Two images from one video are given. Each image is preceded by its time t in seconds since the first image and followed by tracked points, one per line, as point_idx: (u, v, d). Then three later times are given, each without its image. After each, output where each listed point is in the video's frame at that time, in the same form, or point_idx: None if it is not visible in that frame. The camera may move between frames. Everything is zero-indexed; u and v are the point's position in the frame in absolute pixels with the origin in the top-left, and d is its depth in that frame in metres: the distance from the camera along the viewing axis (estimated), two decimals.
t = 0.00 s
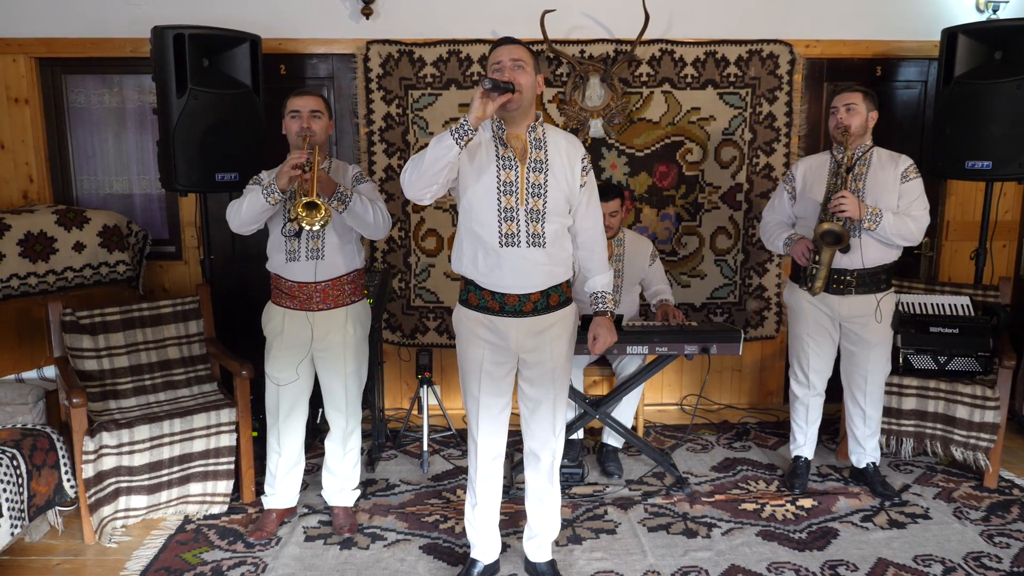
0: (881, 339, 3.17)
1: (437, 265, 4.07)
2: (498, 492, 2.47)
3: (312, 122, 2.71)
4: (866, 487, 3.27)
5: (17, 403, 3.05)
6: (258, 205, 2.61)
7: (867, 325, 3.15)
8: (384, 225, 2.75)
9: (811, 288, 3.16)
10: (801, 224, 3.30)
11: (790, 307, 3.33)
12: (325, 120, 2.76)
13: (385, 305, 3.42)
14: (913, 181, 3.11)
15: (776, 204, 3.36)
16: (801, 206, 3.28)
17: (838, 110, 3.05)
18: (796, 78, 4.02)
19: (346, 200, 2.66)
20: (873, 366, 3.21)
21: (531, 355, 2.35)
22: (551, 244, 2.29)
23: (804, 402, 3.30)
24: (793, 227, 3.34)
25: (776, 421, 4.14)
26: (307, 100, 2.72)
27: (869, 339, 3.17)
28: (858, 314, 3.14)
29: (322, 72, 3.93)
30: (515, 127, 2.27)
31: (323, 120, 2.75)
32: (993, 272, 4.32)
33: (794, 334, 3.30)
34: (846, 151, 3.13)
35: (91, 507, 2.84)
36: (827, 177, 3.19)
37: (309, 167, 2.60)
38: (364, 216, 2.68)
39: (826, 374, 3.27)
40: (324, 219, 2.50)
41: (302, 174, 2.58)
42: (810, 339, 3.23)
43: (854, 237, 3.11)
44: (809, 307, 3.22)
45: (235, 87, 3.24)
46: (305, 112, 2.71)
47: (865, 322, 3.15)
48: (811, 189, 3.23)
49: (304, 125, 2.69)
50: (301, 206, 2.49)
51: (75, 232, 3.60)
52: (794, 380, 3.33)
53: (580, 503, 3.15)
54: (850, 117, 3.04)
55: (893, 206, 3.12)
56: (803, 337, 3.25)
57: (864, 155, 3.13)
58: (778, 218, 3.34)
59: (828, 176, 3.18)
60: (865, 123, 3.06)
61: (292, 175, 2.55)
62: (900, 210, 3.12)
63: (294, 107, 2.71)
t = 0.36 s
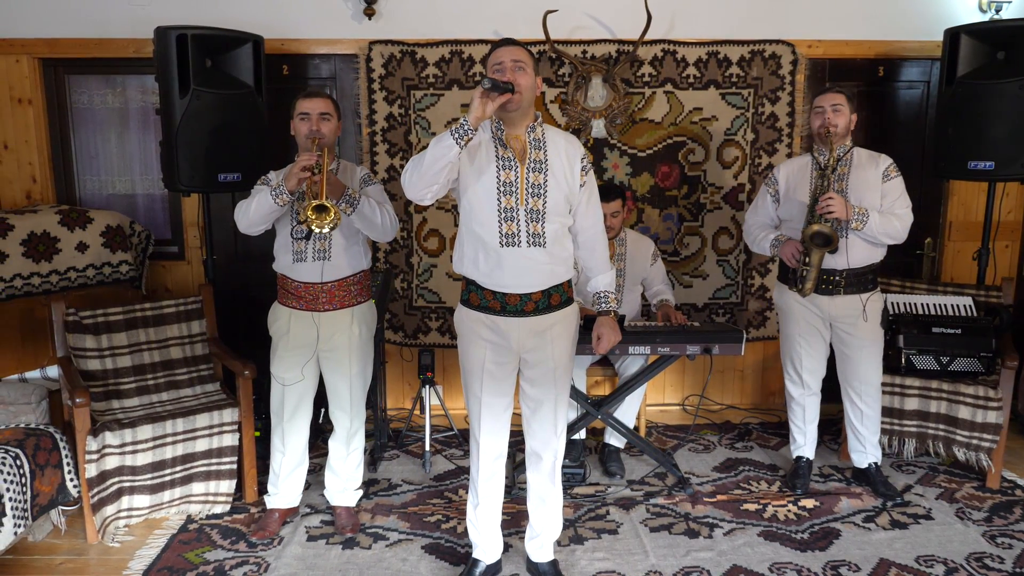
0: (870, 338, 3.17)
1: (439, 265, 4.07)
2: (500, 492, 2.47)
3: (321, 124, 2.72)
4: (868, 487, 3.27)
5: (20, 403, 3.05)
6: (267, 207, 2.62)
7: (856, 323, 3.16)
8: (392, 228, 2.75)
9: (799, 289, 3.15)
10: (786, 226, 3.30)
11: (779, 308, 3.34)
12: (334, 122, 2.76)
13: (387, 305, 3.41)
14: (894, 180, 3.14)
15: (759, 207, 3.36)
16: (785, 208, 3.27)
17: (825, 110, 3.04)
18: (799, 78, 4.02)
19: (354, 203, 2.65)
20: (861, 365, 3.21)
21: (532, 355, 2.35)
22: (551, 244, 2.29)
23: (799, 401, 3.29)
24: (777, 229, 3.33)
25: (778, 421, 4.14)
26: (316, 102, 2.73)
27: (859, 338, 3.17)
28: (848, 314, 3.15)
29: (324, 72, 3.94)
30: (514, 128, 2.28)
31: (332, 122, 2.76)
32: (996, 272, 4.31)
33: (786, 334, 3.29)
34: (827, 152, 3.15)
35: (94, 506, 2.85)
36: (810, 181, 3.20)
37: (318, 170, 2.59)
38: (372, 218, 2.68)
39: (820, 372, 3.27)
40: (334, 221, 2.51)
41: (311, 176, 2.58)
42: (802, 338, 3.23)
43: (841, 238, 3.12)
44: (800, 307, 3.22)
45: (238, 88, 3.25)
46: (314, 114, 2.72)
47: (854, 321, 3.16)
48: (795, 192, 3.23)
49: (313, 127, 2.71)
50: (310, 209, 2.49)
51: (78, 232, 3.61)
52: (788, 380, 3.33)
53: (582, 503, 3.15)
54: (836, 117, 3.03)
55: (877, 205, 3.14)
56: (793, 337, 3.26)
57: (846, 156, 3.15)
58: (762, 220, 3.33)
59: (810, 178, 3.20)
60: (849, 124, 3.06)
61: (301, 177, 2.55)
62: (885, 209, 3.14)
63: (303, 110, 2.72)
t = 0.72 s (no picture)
0: (873, 336, 3.20)
1: (441, 266, 4.08)
2: (501, 492, 2.47)
3: (333, 126, 2.74)
4: (870, 488, 3.26)
5: (22, 402, 3.06)
6: (276, 224, 2.65)
7: (861, 323, 3.18)
8: (403, 237, 2.82)
9: (817, 291, 3.10)
10: (785, 229, 3.27)
11: (782, 308, 3.32)
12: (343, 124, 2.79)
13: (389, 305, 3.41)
14: (888, 178, 3.23)
15: (755, 212, 3.27)
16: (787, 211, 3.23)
17: (828, 111, 3.07)
18: (801, 78, 4.02)
19: (368, 222, 2.69)
20: (866, 364, 3.22)
21: (533, 355, 2.36)
22: (552, 244, 2.29)
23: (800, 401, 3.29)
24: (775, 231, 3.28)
25: (780, 421, 4.14)
26: (327, 103, 2.74)
27: (865, 338, 3.19)
28: (856, 311, 3.17)
29: (327, 72, 3.94)
30: (517, 129, 2.28)
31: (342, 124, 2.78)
32: (999, 272, 4.30)
33: (788, 336, 3.28)
34: (823, 155, 3.20)
35: (97, 506, 2.85)
36: (809, 184, 3.19)
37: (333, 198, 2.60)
38: (387, 236, 2.75)
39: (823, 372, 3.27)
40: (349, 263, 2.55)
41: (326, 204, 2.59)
42: (806, 339, 3.22)
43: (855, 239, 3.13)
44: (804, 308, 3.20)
45: (241, 88, 3.25)
46: (326, 115, 2.73)
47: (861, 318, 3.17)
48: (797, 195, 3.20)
49: (325, 128, 2.72)
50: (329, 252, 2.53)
51: (81, 232, 3.62)
52: (790, 381, 3.32)
53: (584, 503, 3.15)
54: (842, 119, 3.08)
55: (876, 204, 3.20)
56: (797, 339, 3.24)
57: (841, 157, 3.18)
58: (759, 224, 3.25)
59: (809, 179, 3.19)
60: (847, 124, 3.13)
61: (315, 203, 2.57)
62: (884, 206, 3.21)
63: (314, 110, 2.72)
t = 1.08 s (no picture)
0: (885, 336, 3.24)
1: (443, 265, 4.08)
2: (503, 492, 2.47)
3: (342, 125, 2.76)
4: (873, 489, 3.26)
5: (26, 402, 3.07)
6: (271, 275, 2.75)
7: (876, 324, 3.21)
8: (410, 246, 2.98)
9: (844, 294, 3.08)
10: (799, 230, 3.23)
11: (795, 309, 3.27)
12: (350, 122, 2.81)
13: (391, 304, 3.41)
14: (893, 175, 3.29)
15: (772, 213, 3.19)
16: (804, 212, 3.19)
17: (840, 112, 3.08)
18: (803, 78, 4.02)
19: (387, 247, 2.82)
20: (881, 365, 3.26)
21: (534, 354, 2.36)
22: (553, 245, 2.30)
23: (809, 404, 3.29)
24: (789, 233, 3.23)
25: (782, 421, 4.14)
26: (336, 102, 2.76)
27: (875, 337, 3.22)
28: (870, 311, 3.18)
29: (329, 72, 3.95)
30: (519, 129, 2.28)
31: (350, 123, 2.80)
32: (1001, 271, 4.30)
33: (800, 339, 3.27)
34: (836, 155, 3.19)
35: (100, 505, 2.86)
36: (826, 183, 3.16)
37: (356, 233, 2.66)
38: (401, 251, 2.92)
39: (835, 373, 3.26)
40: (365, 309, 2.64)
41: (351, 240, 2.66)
42: (819, 341, 3.21)
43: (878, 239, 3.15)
44: (820, 311, 3.18)
45: (243, 88, 3.26)
46: (335, 114, 2.75)
47: (874, 317, 3.20)
48: (815, 195, 3.16)
49: (337, 128, 2.75)
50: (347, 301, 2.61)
51: (84, 232, 3.63)
52: (799, 383, 3.30)
53: (586, 503, 3.15)
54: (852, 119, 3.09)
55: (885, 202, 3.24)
56: (812, 342, 3.22)
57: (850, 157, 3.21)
58: (776, 226, 3.18)
59: (826, 179, 3.16)
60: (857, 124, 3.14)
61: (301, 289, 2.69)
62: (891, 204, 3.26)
63: (324, 109, 2.74)
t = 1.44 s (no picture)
0: (902, 336, 3.24)
1: (445, 265, 4.08)
2: (505, 491, 2.48)
3: (346, 124, 2.75)
4: (875, 488, 3.26)
5: (29, 401, 3.07)
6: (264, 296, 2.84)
7: (894, 322, 3.20)
8: (410, 244, 2.99)
9: (858, 292, 3.08)
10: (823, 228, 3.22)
11: (813, 310, 3.26)
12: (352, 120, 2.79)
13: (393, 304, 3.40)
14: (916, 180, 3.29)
15: (796, 207, 3.18)
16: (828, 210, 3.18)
17: (865, 113, 3.08)
18: (806, 78, 4.01)
19: (388, 248, 2.84)
20: (895, 366, 3.26)
21: (535, 353, 2.36)
22: (553, 244, 2.30)
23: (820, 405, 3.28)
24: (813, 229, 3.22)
25: (785, 421, 4.14)
26: (339, 101, 2.74)
27: (892, 339, 3.22)
28: (888, 313, 3.17)
29: (331, 72, 3.95)
30: (519, 129, 2.28)
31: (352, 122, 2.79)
32: (1004, 271, 4.30)
33: (815, 339, 3.26)
34: (863, 154, 3.19)
35: (102, 504, 2.87)
36: (852, 181, 3.16)
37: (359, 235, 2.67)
38: (402, 251, 2.94)
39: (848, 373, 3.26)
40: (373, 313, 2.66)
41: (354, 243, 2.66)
42: (835, 342, 3.19)
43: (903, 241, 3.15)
44: (838, 312, 3.17)
45: (245, 88, 3.26)
46: (340, 114, 2.73)
47: (890, 319, 3.19)
48: (840, 192, 3.16)
49: (340, 127, 2.73)
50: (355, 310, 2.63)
51: (87, 231, 3.65)
52: (811, 385, 3.30)
53: (588, 503, 3.15)
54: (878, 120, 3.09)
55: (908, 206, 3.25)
56: (827, 342, 3.21)
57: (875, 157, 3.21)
58: (799, 221, 3.17)
59: (852, 178, 3.16)
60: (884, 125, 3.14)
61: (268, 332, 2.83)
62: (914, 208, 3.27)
63: (328, 108, 2.72)
